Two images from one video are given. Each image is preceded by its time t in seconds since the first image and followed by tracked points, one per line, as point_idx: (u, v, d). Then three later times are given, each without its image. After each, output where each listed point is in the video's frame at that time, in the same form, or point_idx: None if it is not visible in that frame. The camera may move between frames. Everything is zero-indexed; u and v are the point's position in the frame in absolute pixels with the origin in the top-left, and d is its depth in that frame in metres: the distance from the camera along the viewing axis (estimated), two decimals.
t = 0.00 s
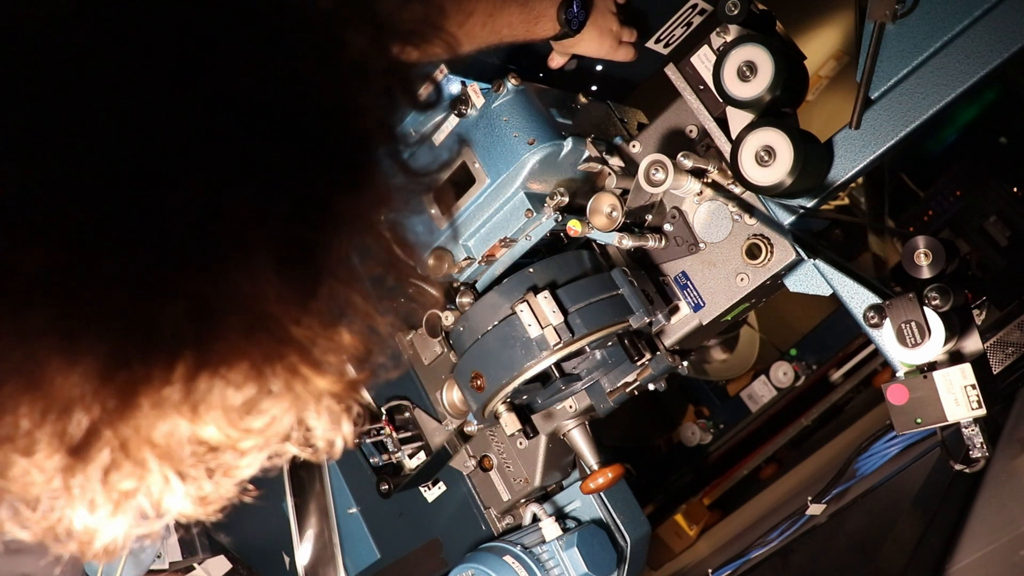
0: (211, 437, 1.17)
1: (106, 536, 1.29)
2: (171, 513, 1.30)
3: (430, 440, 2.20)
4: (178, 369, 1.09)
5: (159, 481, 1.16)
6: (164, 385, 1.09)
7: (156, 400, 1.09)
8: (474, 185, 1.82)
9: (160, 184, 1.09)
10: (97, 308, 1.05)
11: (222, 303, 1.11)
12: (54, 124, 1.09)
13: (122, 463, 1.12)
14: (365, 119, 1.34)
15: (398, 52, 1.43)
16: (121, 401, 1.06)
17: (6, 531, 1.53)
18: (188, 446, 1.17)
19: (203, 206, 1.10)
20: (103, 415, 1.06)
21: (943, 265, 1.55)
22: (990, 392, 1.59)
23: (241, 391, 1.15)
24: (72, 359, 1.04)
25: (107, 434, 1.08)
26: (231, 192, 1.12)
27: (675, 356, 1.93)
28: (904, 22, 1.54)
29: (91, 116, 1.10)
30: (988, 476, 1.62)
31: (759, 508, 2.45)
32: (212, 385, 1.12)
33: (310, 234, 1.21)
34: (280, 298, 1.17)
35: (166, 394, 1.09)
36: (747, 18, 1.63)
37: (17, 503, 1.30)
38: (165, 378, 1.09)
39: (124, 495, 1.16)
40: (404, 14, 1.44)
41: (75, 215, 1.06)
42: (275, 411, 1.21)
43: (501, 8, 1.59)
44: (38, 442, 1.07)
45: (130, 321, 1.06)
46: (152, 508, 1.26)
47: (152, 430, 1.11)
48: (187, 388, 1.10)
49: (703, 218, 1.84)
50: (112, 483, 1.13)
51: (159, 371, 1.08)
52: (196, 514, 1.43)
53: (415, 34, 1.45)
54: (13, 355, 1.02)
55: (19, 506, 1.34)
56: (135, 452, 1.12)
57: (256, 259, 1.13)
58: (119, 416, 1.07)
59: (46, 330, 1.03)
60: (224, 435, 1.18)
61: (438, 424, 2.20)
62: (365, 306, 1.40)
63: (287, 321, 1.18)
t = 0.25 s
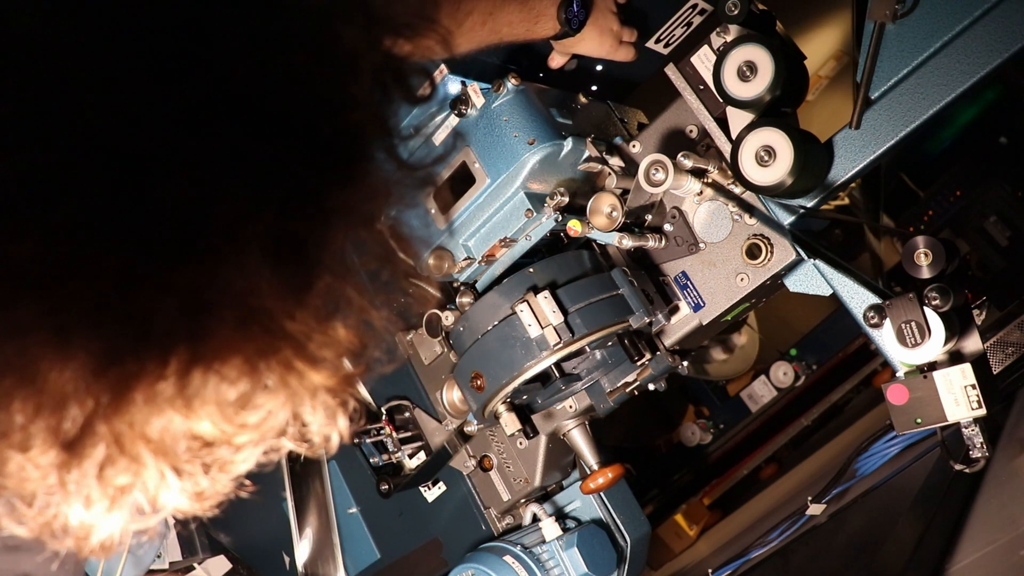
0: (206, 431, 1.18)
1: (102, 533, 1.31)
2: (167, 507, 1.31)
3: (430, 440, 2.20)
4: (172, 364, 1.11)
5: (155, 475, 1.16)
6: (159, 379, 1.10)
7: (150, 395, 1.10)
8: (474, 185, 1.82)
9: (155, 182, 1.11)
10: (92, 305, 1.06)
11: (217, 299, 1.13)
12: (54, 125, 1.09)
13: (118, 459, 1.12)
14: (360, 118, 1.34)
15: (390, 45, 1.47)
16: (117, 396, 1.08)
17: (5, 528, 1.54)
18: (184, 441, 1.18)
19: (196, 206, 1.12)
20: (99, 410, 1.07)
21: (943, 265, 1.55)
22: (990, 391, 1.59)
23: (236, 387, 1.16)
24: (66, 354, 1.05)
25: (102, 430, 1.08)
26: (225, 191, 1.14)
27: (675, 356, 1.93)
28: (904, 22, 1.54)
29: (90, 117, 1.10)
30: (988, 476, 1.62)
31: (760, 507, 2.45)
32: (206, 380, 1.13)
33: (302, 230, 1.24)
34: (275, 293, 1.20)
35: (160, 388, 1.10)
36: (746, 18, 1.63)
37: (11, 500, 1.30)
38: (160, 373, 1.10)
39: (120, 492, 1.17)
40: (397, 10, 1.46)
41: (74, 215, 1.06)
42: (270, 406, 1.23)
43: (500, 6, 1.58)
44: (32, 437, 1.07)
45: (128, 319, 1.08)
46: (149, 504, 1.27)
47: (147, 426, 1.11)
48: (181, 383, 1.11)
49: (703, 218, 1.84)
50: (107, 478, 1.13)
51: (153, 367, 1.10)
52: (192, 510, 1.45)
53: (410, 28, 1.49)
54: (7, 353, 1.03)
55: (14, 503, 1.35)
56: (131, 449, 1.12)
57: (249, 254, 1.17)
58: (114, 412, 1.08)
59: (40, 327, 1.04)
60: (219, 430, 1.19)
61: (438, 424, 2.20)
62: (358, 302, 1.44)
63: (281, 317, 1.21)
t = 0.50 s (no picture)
0: (203, 432, 1.18)
1: (96, 535, 1.31)
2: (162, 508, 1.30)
3: (430, 440, 2.20)
4: (166, 367, 1.10)
5: (150, 476, 1.16)
6: (154, 381, 1.09)
7: (145, 397, 1.09)
8: (474, 185, 1.82)
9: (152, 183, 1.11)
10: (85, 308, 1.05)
11: (212, 302, 1.11)
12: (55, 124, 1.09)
13: (113, 462, 1.11)
14: (362, 118, 1.32)
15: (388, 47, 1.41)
16: (111, 398, 1.07)
17: None
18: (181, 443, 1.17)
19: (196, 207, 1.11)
20: (95, 411, 1.06)
21: (943, 265, 1.55)
22: (990, 391, 1.59)
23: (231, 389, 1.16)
24: (61, 357, 1.04)
25: (96, 431, 1.08)
26: (223, 192, 1.12)
27: (675, 356, 1.93)
28: (904, 22, 1.54)
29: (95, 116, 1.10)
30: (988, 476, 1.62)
31: (760, 508, 2.45)
32: (200, 384, 1.12)
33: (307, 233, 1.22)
34: (270, 297, 1.18)
35: (154, 391, 1.09)
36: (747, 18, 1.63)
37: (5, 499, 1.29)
38: (154, 376, 1.09)
39: (115, 493, 1.16)
40: (396, 12, 1.44)
41: (74, 215, 1.05)
42: (265, 409, 1.23)
43: (500, 7, 1.59)
44: (27, 439, 1.07)
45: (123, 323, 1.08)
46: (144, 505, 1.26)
47: (142, 429, 1.11)
48: (177, 385, 1.10)
49: (703, 218, 1.84)
50: (101, 480, 1.12)
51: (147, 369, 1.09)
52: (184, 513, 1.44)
53: (408, 30, 1.44)
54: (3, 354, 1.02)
55: (8, 503, 1.35)
56: (126, 450, 1.11)
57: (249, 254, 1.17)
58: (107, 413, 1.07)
59: (35, 330, 1.03)
60: (214, 432, 1.19)
61: (438, 424, 2.21)
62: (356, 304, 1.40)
63: (276, 320, 1.19)
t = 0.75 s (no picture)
0: (196, 436, 1.17)
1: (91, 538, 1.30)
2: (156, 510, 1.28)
3: (430, 440, 2.20)
4: (164, 370, 1.09)
5: (147, 479, 1.16)
6: (152, 383, 1.09)
7: (141, 400, 1.09)
8: (474, 185, 1.82)
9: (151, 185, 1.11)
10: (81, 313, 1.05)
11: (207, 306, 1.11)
12: (49, 131, 1.09)
13: (110, 466, 1.12)
14: (362, 120, 1.32)
15: (385, 49, 1.40)
16: (107, 401, 1.07)
17: None
18: (174, 448, 1.17)
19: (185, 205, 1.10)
20: (92, 411, 1.06)
21: (943, 265, 1.55)
22: (990, 392, 1.59)
23: (230, 393, 1.16)
24: (57, 360, 1.04)
25: (93, 433, 1.08)
26: (221, 193, 1.12)
27: (675, 356, 1.93)
28: (904, 22, 1.54)
29: (97, 121, 1.10)
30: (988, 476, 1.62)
31: (760, 507, 2.45)
32: (197, 388, 1.12)
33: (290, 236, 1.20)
34: (264, 301, 1.17)
35: (151, 395, 1.09)
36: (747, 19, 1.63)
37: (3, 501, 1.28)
38: (151, 377, 1.08)
39: (112, 495, 1.16)
40: (395, 12, 1.42)
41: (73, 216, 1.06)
42: (262, 412, 1.23)
43: (500, 9, 1.59)
44: (23, 441, 1.07)
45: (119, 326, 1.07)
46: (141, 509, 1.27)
47: (138, 432, 1.11)
48: (172, 389, 1.10)
49: (703, 218, 1.84)
50: (98, 484, 1.13)
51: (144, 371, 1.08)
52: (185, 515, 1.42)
53: (406, 32, 1.43)
54: None
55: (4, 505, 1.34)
56: (123, 456, 1.11)
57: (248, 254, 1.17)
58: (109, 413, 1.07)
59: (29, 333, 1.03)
60: (212, 434, 1.19)
61: (437, 424, 2.21)
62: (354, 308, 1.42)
63: (273, 324, 1.19)
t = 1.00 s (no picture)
0: (192, 439, 1.17)
1: (90, 540, 1.30)
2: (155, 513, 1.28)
3: (430, 440, 2.20)
4: (160, 373, 1.09)
5: (144, 481, 1.16)
6: (146, 387, 1.09)
7: (137, 404, 1.09)
8: (474, 185, 1.82)
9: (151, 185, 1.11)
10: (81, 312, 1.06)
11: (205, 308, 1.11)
12: (48, 133, 1.08)
13: (106, 468, 1.12)
14: (362, 120, 1.32)
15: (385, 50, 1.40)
16: (103, 404, 1.07)
17: None
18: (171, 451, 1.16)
19: (185, 207, 1.10)
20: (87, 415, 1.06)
21: (943, 265, 1.55)
22: (990, 392, 1.59)
23: (226, 397, 1.16)
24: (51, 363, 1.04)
25: (90, 435, 1.08)
26: (221, 192, 1.12)
27: (675, 356, 1.93)
28: (904, 22, 1.54)
29: (97, 121, 1.09)
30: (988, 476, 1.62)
31: (759, 508, 2.45)
32: (194, 390, 1.12)
33: (289, 238, 1.19)
34: (264, 303, 1.16)
35: (147, 398, 1.09)
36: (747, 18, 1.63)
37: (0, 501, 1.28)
38: (147, 381, 1.08)
39: (108, 497, 1.16)
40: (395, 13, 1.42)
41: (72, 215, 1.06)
42: (260, 414, 1.22)
43: (500, 9, 1.59)
44: (20, 443, 1.08)
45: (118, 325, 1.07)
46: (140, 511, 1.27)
47: (135, 435, 1.10)
48: (168, 391, 1.10)
49: (703, 218, 1.84)
50: (95, 485, 1.13)
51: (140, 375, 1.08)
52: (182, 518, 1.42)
53: (404, 33, 1.43)
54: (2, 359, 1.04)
55: (3, 507, 1.34)
56: (120, 458, 1.11)
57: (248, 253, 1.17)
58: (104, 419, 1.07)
59: (29, 334, 1.03)
60: (209, 437, 1.19)
61: (437, 424, 2.21)
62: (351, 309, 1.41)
63: (270, 327, 1.18)
